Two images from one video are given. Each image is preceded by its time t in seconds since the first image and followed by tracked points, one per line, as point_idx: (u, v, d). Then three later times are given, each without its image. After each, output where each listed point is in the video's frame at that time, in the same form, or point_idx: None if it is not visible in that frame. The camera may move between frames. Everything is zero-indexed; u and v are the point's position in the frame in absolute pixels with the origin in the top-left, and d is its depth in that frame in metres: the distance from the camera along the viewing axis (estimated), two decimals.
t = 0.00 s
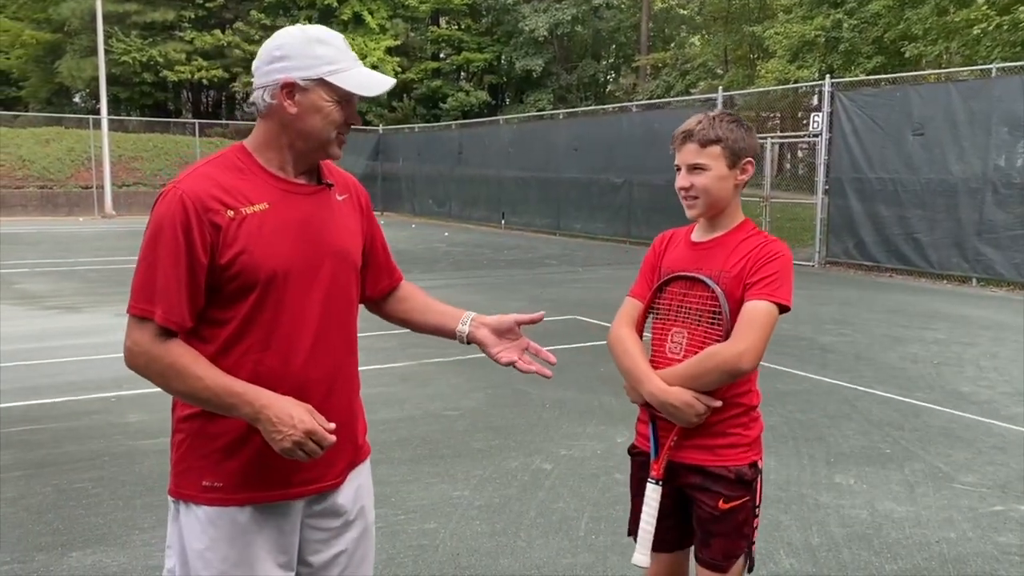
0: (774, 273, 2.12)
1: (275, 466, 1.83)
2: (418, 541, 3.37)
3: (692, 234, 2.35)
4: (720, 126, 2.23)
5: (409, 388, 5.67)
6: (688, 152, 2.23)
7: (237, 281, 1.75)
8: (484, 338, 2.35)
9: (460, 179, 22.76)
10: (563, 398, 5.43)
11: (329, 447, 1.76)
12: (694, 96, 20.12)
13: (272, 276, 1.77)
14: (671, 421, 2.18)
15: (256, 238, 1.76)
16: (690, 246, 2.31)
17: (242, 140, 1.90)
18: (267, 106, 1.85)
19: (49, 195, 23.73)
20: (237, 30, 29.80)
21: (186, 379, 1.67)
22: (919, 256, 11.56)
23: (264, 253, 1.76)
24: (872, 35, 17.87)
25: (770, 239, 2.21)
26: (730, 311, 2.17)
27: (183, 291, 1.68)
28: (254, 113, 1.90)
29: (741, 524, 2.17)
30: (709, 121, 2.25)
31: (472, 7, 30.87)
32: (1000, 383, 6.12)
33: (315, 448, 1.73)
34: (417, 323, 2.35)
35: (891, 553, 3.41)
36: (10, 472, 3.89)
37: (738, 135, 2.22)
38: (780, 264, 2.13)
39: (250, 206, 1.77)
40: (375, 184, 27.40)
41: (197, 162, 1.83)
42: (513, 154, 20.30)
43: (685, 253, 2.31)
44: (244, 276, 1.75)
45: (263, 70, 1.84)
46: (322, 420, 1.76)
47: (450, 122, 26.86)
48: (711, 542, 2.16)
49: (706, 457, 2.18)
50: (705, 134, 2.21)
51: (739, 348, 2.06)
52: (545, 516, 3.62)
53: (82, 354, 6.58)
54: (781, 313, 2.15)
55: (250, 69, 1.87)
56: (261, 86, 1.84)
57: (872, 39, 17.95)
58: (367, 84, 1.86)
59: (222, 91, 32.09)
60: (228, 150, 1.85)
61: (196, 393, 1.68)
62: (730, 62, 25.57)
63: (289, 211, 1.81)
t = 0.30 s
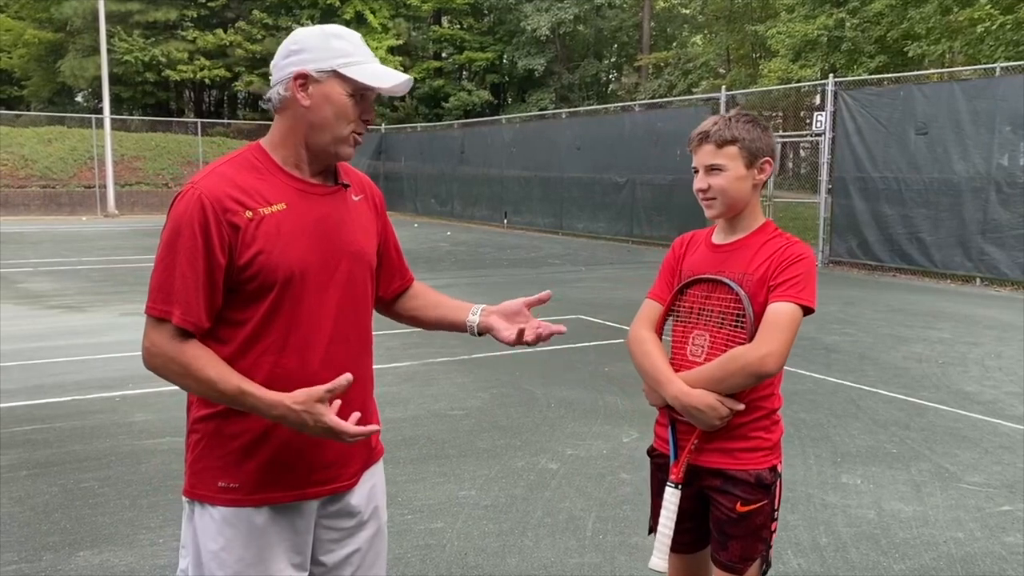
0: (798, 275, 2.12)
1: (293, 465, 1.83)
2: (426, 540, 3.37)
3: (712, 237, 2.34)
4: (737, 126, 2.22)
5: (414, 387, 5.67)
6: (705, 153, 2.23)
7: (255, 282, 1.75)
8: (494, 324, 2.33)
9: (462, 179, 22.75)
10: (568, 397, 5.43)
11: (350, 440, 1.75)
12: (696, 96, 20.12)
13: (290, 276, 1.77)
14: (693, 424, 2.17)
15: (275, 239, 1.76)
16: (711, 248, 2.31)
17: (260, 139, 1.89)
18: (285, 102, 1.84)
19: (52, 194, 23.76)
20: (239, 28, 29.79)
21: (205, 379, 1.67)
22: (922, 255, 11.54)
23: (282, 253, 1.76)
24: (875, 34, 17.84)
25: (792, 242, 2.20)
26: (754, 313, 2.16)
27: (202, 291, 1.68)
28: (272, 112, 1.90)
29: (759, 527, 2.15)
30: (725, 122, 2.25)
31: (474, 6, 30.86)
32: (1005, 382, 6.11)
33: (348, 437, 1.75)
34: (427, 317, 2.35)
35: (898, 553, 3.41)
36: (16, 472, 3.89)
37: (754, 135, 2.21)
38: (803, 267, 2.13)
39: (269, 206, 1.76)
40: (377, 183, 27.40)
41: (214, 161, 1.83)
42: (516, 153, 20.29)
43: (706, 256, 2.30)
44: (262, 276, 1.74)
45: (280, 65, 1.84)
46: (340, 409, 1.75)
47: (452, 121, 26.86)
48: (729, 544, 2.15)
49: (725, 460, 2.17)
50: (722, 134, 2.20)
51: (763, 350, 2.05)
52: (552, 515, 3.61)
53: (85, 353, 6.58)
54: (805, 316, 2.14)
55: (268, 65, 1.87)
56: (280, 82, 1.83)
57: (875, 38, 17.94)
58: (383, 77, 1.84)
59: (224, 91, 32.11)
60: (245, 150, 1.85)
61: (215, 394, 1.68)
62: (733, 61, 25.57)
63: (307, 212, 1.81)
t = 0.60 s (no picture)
0: (808, 274, 2.11)
1: (298, 464, 1.83)
2: (426, 540, 3.37)
3: (715, 233, 2.33)
4: (744, 124, 2.22)
5: (415, 387, 5.68)
6: (713, 151, 2.22)
7: (260, 278, 1.74)
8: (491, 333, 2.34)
9: (464, 178, 22.75)
10: (570, 397, 5.42)
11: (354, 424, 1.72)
12: (698, 95, 20.12)
13: (294, 272, 1.76)
14: (705, 421, 2.15)
15: (279, 235, 1.75)
16: (715, 245, 2.30)
17: (265, 137, 1.89)
18: (293, 101, 1.85)
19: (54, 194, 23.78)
20: (241, 28, 29.82)
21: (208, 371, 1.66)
22: (925, 254, 11.52)
23: (287, 249, 1.75)
24: (877, 33, 17.83)
25: (799, 239, 2.20)
26: (764, 312, 2.15)
27: (207, 285, 1.67)
28: (277, 110, 1.90)
29: (768, 518, 2.15)
30: (732, 120, 2.24)
31: (476, 5, 30.86)
32: (1007, 382, 6.11)
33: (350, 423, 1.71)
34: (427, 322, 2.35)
35: (900, 553, 3.40)
36: (18, 471, 3.90)
37: (761, 133, 2.21)
38: (811, 266, 2.13)
39: (273, 201, 1.76)
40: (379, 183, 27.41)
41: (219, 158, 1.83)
42: (517, 153, 20.28)
43: (712, 253, 2.29)
44: (267, 272, 1.74)
45: (284, 65, 1.84)
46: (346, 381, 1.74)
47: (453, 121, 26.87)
48: (739, 536, 2.15)
49: (735, 454, 2.16)
50: (730, 132, 2.20)
51: (778, 350, 2.05)
52: (553, 516, 3.61)
53: (87, 353, 6.58)
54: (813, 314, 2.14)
55: (272, 65, 1.87)
56: (286, 82, 1.84)
57: (877, 37, 17.94)
58: (389, 73, 1.86)
59: (225, 91, 32.14)
60: (251, 147, 1.85)
61: (218, 386, 1.67)
62: (735, 61, 25.56)
63: (311, 208, 1.80)
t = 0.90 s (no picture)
0: (793, 271, 2.12)
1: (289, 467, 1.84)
2: (421, 540, 3.37)
3: (700, 231, 2.32)
4: (730, 125, 2.22)
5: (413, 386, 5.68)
6: (698, 152, 2.21)
7: (254, 279, 1.74)
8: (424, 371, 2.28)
9: (465, 178, 22.76)
10: (568, 396, 5.42)
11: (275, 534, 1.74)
12: (700, 94, 20.10)
13: (288, 273, 1.76)
14: (696, 418, 2.15)
15: (273, 237, 1.75)
16: (700, 243, 2.29)
17: (258, 138, 1.88)
18: (290, 103, 1.84)
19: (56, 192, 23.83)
20: (243, 27, 29.86)
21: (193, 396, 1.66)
22: (925, 253, 11.51)
23: (281, 251, 1.75)
24: (879, 32, 17.82)
25: (783, 237, 2.20)
26: (751, 309, 2.15)
27: (202, 286, 1.66)
28: (271, 111, 1.89)
29: (756, 509, 2.16)
30: (718, 121, 2.24)
31: (478, 4, 30.87)
32: (1006, 382, 6.10)
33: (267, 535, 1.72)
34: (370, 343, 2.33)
35: (895, 554, 3.39)
36: (14, 470, 3.91)
37: (747, 135, 2.21)
38: (796, 263, 2.14)
39: (268, 203, 1.76)
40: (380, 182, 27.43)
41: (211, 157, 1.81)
42: (519, 152, 20.28)
43: (697, 251, 2.28)
44: (260, 274, 1.73)
45: (284, 67, 1.84)
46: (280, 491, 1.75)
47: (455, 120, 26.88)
48: (727, 527, 2.15)
49: (725, 448, 2.16)
50: (716, 133, 2.20)
51: (769, 347, 2.05)
52: (548, 515, 3.61)
53: (86, 352, 6.59)
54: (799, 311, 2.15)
55: (269, 65, 1.86)
56: (284, 84, 1.83)
57: (878, 36, 17.91)
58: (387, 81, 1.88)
59: (228, 90, 32.16)
60: (244, 147, 1.84)
61: (198, 414, 1.67)
62: (737, 59, 25.52)
63: (305, 209, 1.80)
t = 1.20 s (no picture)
0: (778, 269, 2.14)
1: (279, 466, 1.86)
2: (419, 538, 3.39)
3: (685, 231, 2.33)
4: (712, 127, 2.23)
5: (414, 385, 5.70)
6: (682, 154, 2.23)
7: (246, 279, 1.76)
8: (462, 342, 2.36)
9: (469, 177, 22.78)
10: (568, 395, 5.44)
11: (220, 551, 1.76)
12: (703, 93, 20.09)
13: (280, 275, 1.78)
14: (686, 415, 2.17)
15: (265, 238, 1.77)
16: (685, 244, 2.30)
17: (249, 140, 1.90)
18: (285, 108, 1.86)
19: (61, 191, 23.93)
20: (247, 27, 29.91)
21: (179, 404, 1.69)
22: (928, 252, 11.51)
23: (273, 251, 1.77)
24: (883, 31, 17.80)
25: (766, 236, 2.22)
26: (738, 308, 2.17)
27: (194, 287, 1.68)
28: (265, 114, 1.91)
29: (748, 502, 2.18)
30: (700, 123, 2.25)
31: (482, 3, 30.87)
32: (1006, 381, 6.11)
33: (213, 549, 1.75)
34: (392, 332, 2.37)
35: (891, 553, 3.40)
36: (16, 468, 3.94)
37: (729, 136, 2.22)
38: (781, 261, 2.15)
39: (259, 204, 1.78)
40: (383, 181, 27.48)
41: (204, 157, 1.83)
42: (522, 151, 20.29)
43: (682, 251, 2.29)
44: (252, 274, 1.76)
45: (281, 71, 1.85)
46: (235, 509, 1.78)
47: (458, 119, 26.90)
48: (721, 521, 2.17)
49: (715, 444, 2.18)
50: (699, 134, 2.21)
51: (756, 345, 2.07)
52: (546, 514, 3.63)
53: (88, 351, 6.62)
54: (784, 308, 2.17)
55: (266, 69, 1.87)
56: (279, 88, 1.85)
57: (882, 35, 17.87)
58: (383, 92, 1.89)
59: (232, 89, 32.22)
60: (236, 149, 1.86)
61: (182, 421, 1.70)
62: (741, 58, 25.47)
63: (296, 210, 1.82)
